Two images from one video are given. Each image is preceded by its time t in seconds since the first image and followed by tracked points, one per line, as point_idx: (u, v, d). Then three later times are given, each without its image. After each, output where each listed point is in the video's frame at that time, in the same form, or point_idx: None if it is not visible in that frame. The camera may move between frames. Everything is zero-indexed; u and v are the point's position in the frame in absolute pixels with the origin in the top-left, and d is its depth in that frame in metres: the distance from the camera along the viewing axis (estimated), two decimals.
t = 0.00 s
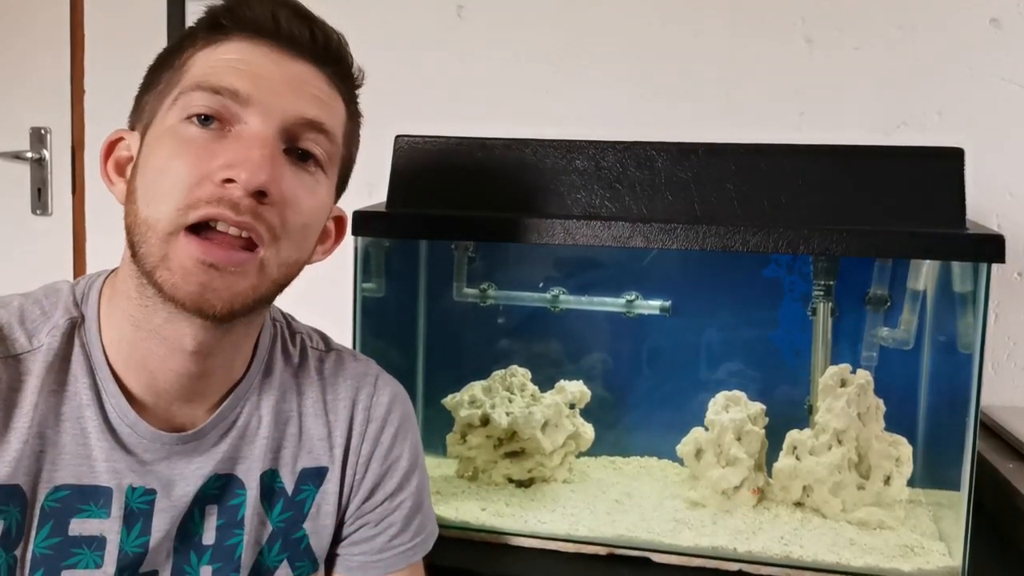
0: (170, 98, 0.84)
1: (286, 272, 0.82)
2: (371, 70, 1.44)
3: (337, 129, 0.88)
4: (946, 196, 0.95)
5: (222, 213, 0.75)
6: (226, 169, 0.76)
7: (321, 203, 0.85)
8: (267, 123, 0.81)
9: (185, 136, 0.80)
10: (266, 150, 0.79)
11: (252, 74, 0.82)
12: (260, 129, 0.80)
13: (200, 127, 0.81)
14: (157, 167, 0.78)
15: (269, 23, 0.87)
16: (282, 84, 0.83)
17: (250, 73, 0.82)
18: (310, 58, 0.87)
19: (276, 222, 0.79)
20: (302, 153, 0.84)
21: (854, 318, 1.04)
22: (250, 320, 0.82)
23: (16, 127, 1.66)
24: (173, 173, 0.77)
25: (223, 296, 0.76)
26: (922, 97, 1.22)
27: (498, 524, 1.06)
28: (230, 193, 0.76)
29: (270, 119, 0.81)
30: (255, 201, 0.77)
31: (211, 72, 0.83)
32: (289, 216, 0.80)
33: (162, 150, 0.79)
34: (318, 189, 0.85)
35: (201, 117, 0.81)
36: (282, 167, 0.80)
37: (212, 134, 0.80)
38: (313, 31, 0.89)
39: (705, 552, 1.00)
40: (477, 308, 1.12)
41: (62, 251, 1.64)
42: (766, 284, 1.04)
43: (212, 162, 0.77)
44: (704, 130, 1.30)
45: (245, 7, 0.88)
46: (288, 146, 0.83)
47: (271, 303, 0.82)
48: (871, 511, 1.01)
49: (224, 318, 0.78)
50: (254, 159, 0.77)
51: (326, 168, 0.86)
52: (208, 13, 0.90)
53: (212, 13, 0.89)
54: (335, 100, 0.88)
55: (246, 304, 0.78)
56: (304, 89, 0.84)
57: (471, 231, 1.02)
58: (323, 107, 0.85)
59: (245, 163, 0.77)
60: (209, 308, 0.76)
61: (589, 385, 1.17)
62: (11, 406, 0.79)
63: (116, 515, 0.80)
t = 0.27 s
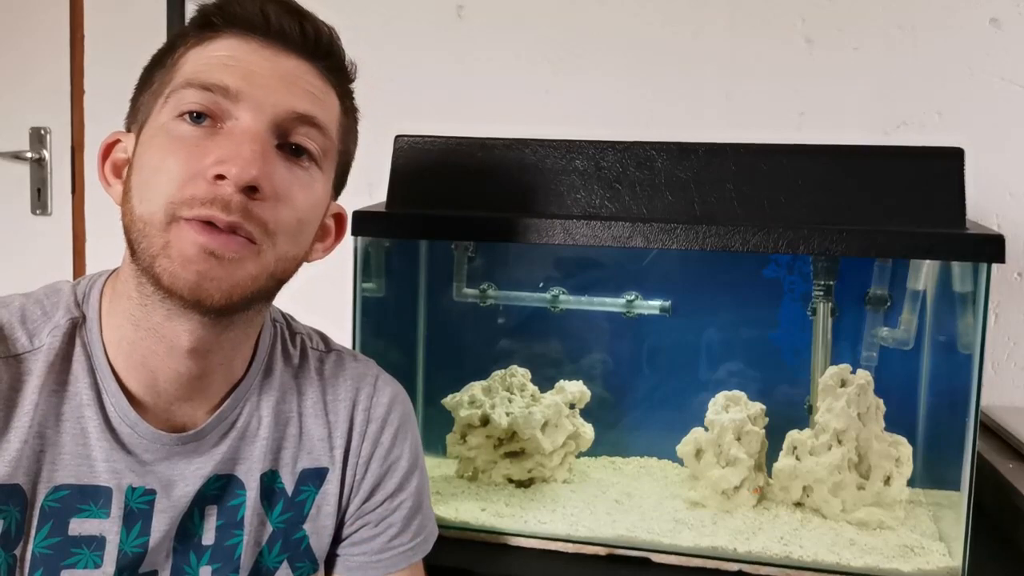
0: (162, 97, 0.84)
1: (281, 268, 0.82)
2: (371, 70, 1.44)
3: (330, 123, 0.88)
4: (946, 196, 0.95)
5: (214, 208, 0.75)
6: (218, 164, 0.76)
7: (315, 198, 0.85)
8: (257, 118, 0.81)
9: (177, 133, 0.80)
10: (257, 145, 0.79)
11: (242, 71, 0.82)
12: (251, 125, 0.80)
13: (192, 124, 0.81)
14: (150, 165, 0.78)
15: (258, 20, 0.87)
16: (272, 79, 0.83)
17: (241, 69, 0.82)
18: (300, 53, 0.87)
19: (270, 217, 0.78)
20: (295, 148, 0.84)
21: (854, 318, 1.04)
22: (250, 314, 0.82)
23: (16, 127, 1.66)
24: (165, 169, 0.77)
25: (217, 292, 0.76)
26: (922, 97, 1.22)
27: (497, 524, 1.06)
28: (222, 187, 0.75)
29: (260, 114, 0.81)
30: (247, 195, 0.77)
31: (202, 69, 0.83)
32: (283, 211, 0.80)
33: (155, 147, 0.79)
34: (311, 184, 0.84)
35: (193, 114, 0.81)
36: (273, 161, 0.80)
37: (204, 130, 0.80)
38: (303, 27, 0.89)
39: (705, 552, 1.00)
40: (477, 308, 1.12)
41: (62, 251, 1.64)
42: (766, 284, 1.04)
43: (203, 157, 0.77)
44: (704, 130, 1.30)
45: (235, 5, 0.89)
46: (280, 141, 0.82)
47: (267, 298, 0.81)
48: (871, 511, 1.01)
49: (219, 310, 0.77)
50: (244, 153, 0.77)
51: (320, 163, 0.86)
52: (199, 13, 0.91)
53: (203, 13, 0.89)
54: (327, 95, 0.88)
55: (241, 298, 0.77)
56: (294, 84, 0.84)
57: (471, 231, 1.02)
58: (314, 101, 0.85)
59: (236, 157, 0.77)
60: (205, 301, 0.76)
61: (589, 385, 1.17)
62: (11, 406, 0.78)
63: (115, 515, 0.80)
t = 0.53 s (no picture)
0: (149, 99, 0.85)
1: (270, 259, 0.81)
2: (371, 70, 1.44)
3: (314, 111, 0.86)
4: (946, 196, 0.95)
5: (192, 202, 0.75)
6: (194, 158, 0.76)
7: (302, 187, 0.83)
8: (235, 109, 0.80)
9: (160, 131, 0.80)
10: (234, 136, 0.78)
11: (220, 65, 0.82)
12: (229, 116, 0.79)
13: (174, 120, 0.81)
14: (134, 164, 0.79)
15: (235, 14, 0.87)
16: (249, 70, 0.82)
17: (218, 63, 0.82)
18: (277, 43, 0.86)
19: (252, 209, 0.78)
20: (278, 138, 0.83)
21: (854, 318, 1.04)
22: (247, 311, 0.82)
23: (16, 127, 1.66)
24: (147, 167, 0.78)
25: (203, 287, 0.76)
26: (922, 97, 1.22)
27: (497, 525, 1.06)
28: (200, 182, 0.75)
29: (237, 105, 0.80)
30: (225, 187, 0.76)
31: (183, 66, 0.83)
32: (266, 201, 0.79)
33: (138, 147, 0.80)
34: (298, 174, 0.83)
35: (175, 110, 0.81)
36: (251, 151, 0.79)
37: (185, 126, 0.80)
38: (280, 18, 0.89)
39: (705, 552, 1.00)
40: (477, 308, 1.12)
41: (63, 251, 1.64)
42: (767, 284, 1.04)
43: (180, 152, 0.77)
44: (704, 130, 1.30)
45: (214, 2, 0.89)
46: (262, 131, 0.81)
47: (258, 292, 0.81)
48: (871, 511, 1.01)
49: (210, 306, 0.77)
50: (219, 145, 0.77)
51: (306, 151, 0.85)
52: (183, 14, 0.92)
53: (185, 13, 0.90)
54: (309, 83, 0.86)
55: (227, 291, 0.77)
56: (272, 74, 0.83)
57: (472, 232, 1.02)
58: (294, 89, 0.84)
59: (211, 150, 0.76)
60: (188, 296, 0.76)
61: (588, 385, 1.17)
62: (21, 403, 0.79)
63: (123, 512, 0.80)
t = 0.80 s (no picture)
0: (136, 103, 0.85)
1: (264, 263, 0.81)
2: (371, 70, 1.44)
3: (303, 111, 0.86)
4: (946, 196, 0.95)
5: (182, 213, 0.75)
6: (182, 166, 0.76)
7: (294, 189, 0.83)
8: (222, 113, 0.80)
9: (148, 137, 0.80)
10: (221, 141, 0.78)
11: (205, 67, 0.82)
12: (216, 121, 0.79)
13: (162, 125, 0.81)
14: (124, 172, 0.79)
15: (220, 14, 0.86)
16: (235, 71, 0.82)
17: (203, 66, 0.82)
18: (261, 41, 0.85)
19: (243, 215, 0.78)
20: (268, 140, 0.83)
21: (854, 318, 1.04)
22: (241, 317, 0.82)
23: (16, 127, 1.66)
24: (136, 174, 0.78)
25: (196, 295, 0.76)
26: (922, 97, 1.22)
27: (497, 524, 1.06)
28: (188, 190, 0.75)
29: (224, 108, 0.80)
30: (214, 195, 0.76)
31: (169, 69, 0.83)
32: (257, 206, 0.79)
33: (127, 153, 0.80)
34: (288, 176, 0.83)
35: (163, 115, 0.81)
36: (239, 156, 0.78)
37: (173, 131, 0.80)
38: (265, 15, 0.88)
39: (705, 552, 1.00)
40: (477, 308, 1.12)
41: (62, 251, 1.64)
42: (766, 285, 1.04)
43: (168, 160, 0.77)
44: (704, 130, 1.30)
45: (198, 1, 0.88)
46: (251, 133, 0.81)
47: (253, 297, 0.81)
48: (872, 511, 1.01)
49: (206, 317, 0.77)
50: (207, 151, 0.76)
51: (296, 152, 0.85)
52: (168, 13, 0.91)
53: (170, 12, 0.89)
54: (296, 82, 0.86)
55: (219, 299, 0.77)
56: (258, 74, 0.83)
57: (471, 231, 1.02)
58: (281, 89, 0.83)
59: (199, 157, 0.76)
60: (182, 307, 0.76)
61: (588, 385, 1.17)
62: (13, 407, 0.79)
63: (115, 516, 0.80)
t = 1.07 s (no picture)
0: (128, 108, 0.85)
1: (267, 265, 0.81)
2: (371, 70, 1.44)
3: (299, 111, 0.86)
4: (946, 196, 0.95)
5: (184, 219, 0.75)
6: (180, 172, 0.76)
7: (294, 190, 0.84)
8: (217, 117, 0.80)
9: (144, 143, 0.80)
10: (218, 145, 0.78)
11: (198, 71, 0.81)
12: (212, 125, 0.79)
13: (157, 131, 0.81)
14: (120, 178, 0.79)
15: (209, 15, 0.86)
16: (227, 74, 0.81)
17: (196, 70, 0.81)
18: (252, 42, 0.84)
19: (245, 218, 0.78)
20: (265, 142, 0.83)
21: (854, 318, 1.04)
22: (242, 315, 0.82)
23: (16, 127, 1.66)
24: (133, 181, 0.78)
25: (202, 300, 0.76)
26: (922, 97, 1.22)
27: (497, 524, 1.06)
28: (187, 197, 0.75)
29: (220, 112, 0.80)
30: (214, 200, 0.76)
31: (161, 75, 0.83)
32: (257, 208, 0.79)
33: (123, 159, 0.80)
34: (287, 177, 0.83)
35: (157, 120, 0.81)
36: (237, 160, 0.79)
37: (168, 137, 0.80)
38: (255, 15, 0.87)
39: (705, 552, 1.00)
40: (477, 308, 1.12)
41: (62, 251, 1.64)
42: (767, 285, 1.04)
43: (166, 166, 0.77)
44: (704, 130, 1.30)
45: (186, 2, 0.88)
46: (247, 137, 0.81)
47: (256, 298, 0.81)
48: (872, 511, 1.01)
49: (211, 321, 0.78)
50: (204, 157, 0.76)
51: (294, 152, 0.85)
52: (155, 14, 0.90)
53: (157, 14, 0.88)
54: (290, 81, 0.85)
55: (223, 304, 0.77)
56: (251, 76, 0.82)
57: (471, 231, 1.02)
58: (274, 90, 0.83)
59: (196, 163, 0.76)
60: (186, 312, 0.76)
61: (588, 385, 1.17)
62: (13, 408, 0.79)
63: (115, 516, 0.80)
